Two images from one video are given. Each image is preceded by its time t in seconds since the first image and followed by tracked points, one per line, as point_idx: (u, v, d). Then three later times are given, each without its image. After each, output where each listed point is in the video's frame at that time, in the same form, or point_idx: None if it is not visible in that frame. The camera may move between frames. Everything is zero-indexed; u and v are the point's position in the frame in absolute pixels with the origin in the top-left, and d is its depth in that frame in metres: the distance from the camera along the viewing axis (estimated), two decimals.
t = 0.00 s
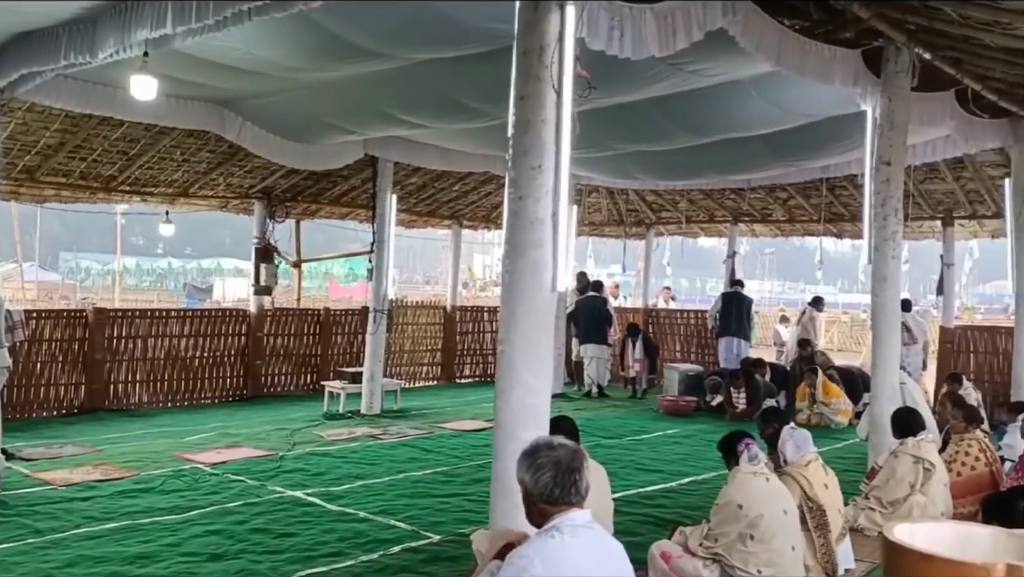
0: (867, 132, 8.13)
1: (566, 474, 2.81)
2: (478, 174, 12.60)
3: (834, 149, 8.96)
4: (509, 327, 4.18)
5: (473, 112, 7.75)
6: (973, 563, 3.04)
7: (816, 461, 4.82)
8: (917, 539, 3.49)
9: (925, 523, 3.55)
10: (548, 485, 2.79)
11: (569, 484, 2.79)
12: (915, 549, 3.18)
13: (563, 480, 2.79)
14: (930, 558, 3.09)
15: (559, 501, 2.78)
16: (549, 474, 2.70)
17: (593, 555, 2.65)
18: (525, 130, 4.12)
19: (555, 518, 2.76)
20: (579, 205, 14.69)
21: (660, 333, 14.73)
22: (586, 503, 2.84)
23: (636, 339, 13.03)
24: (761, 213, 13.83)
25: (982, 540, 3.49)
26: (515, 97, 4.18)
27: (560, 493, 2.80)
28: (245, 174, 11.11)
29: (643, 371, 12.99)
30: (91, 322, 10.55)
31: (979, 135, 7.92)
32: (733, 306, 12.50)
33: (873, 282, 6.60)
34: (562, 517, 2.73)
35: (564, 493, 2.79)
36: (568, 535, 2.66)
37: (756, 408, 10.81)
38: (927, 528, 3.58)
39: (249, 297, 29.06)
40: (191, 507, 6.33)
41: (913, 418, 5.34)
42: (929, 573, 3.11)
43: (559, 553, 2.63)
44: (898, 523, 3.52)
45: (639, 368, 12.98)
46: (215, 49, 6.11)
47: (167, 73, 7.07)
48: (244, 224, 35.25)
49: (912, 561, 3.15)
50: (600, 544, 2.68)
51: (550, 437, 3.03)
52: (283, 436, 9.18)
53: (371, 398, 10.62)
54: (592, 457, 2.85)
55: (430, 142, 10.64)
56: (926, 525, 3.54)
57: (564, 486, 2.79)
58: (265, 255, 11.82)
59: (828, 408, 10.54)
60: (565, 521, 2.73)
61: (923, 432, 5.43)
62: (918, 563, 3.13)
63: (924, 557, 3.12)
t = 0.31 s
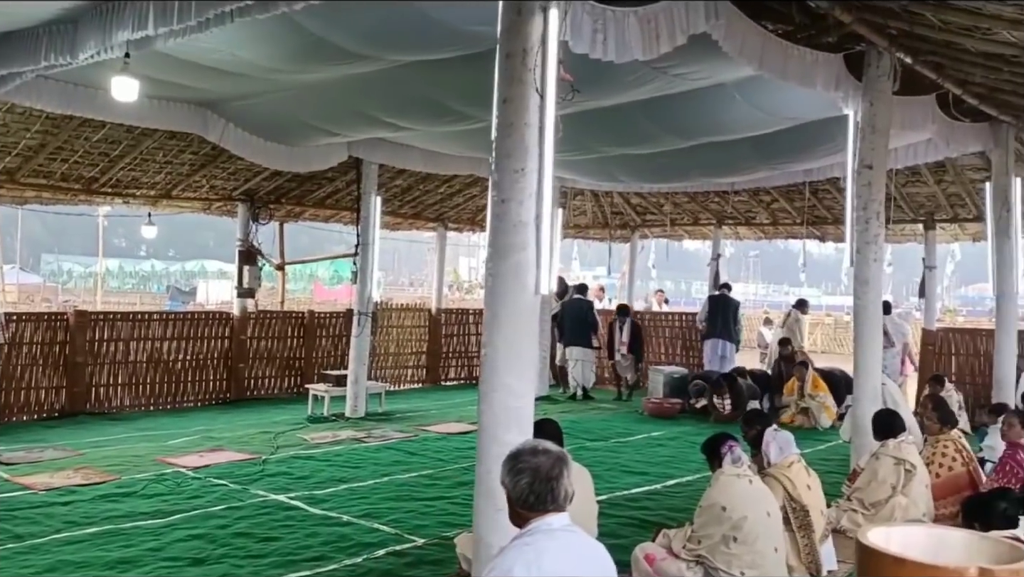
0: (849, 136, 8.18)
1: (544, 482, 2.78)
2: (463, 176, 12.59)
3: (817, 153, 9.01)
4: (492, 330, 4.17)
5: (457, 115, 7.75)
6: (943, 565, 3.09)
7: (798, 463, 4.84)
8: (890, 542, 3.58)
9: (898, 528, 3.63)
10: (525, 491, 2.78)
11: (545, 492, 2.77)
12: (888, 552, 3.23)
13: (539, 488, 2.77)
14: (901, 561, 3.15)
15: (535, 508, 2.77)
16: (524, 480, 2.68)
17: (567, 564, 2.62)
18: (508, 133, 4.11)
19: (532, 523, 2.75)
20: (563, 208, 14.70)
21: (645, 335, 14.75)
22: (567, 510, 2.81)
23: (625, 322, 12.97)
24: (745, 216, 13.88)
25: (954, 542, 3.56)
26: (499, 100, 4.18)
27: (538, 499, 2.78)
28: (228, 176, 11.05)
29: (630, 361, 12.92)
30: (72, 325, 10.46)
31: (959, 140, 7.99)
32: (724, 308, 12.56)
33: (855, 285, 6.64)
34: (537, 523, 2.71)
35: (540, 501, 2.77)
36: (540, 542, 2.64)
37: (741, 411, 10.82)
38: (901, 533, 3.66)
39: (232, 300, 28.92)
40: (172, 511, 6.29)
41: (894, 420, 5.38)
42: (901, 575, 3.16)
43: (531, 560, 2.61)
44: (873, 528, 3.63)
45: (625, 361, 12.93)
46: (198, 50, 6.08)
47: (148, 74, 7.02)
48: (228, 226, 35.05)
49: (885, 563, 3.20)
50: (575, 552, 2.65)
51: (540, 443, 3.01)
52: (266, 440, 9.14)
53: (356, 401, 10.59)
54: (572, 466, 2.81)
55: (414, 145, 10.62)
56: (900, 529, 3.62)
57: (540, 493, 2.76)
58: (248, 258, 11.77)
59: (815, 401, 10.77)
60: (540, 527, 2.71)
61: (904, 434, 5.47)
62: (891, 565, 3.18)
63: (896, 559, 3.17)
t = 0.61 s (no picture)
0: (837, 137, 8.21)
1: (530, 485, 2.78)
2: (453, 177, 12.57)
3: (805, 154, 9.04)
4: (481, 331, 4.17)
5: (448, 116, 7.75)
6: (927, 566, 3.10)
7: (788, 463, 4.88)
8: (875, 543, 3.58)
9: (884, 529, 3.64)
10: (510, 493, 2.77)
11: (530, 495, 2.76)
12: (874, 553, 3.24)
13: (524, 491, 2.77)
14: (886, 562, 3.16)
15: (520, 510, 2.76)
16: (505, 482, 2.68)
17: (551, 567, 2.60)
18: (497, 133, 4.11)
19: (518, 526, 2.74)
20: (554, 209, 14.69)
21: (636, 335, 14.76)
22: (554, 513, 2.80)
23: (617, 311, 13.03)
24: (735, 217, 13.91)
25: (939, 542, 3.57)
26: (488, 101, 4.18)
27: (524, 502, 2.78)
28: (217, 176, 11.02)
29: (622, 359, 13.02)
30: (60, 327, 10.41)
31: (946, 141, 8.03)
32: (714, 308, 12.57)
33: (844, 285, 6.66)
34: (521, 526, 2.71)
35: (525, 503, 2.77)
36: (524, 545, 2.63)
37: (732, 413, 10.83)
38: (886, 534, 3.67)
39: (222, 301, 28.82)
40: (162, 513, 6.26)
41: (883, 420, 5.41)
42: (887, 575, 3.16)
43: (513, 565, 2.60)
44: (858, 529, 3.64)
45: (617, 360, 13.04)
46: (186, 51, 6.06)
47: (135, 74, 6.99)
48: (217, 227, 34.93)
49: (870, 564, 3.21)
50: (559, 554, 2.63)
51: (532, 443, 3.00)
52: (256, 441, 9.11)
53: (346, 403, 10.56)
54: (558, 470, 2.79)
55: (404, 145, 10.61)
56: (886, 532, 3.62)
57: (525, 496, 2.76)
58: (237, 258, 11.74)
59: (810, 395, 10.78)
60: (525, 530, 2.70)
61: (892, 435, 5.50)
62: (876, 565, 3.19)
63: (881, 560, 3.18)
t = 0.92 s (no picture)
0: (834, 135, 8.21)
1: (527, 484, 2.76)
2: (450, 176, 12.57)
3: (802, 151, 9.04)
4: (477, 329, 4.16)
5: (444, 114, 7.74)
6: (919, 564, 2.92)
7: (786, 461, 4.89)
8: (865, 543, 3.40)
9: (876, 529, 3.46)
10: (507, 491, 2.76)
11: (528, 494, 2.74)
12: (863, 551, 3.06)
13: (521, 489, 2.75)
14: (876, 560, 2.98)
15: (517, 509, 2.75)
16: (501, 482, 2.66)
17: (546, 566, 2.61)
18: (493, 131, 4.11)
19: (516, 524, 2.73)
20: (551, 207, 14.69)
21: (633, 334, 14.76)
22: (552, 513, 2.78)
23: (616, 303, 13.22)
24: (732, 215, 13.91)
25: (932, 541, 3.41)
26: (483, 100, 4.17)
27: (522, 501, 2.77)
28: (213, 176, 11.00)
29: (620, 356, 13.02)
30: (56, 327, 10.39)
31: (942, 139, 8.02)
32: (712, 308, 12.56)
33: (841, 282, 6.66)
34: (518, 524, 2.70)
35: (522, 502, 2.75)
36: (520, 545, 2.63)
37: (729, 412, 10.83)
38: (877, 532, 3.49)
39: (219, 300, 28.82)
40: (158, 513, 6.25)
41: (882, 418, 5.44)
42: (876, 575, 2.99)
43: (508, 565, 2.60)
44: (848, 527, 3.46)
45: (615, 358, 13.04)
46: (181, 50, 6.05)
47: (130, 74, 6.98)
48: (214, 226, 34.89)
49: (860, 562, 3.03)
50: (555, 554, 2.64)
51: (536, 441, 2.98)
52: (253, 441, 9.10)
53: (343, 402, 10.55)
54: (558, 470, 2.77)
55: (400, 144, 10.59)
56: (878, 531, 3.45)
57: (523, 495, 2.74)
58: (234, 258, 11.72)
59: (812, 389, 10.77)
60: (522, 529, 2.70)
61: (889, 433, 5.51)
62: (866, 565, 3.01)
63: (871, 559, 3.00)
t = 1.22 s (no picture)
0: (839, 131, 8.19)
1: (542, 478, 2.80)
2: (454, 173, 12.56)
3: (807, 147, 9.02)
4: (481, 327, 4.17)
5: (448, 111, 7.73)
6: (925, 560, 2.91)
7: (792, 458, 4.87)
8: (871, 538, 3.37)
9: (881, 524, 3.43)
10: (523, 485, 2.82)
11: (542, 489, 2.79)
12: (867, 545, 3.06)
13: (537, 483, 2.80)
14: (881, 554, 2.97)
15: (532, 503, 2.80)
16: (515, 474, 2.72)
17: (553, 564, 2.62)
18: (497, 128, 4.11)
19: (531, 518, 2.77)
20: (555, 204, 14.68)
21: (639, 331, 14.76)
22: (568, 510, 2.81)
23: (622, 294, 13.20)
24: (737, 212, 13.91)
25: (938, 536, 3.40)
26: (487, 96, 4.17)
27: (538, 495, 2.81)
28: (218, 174, 11.02)
29: (624, 353, 13.01)
30: (63, 325, 10.42)
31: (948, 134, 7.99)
32: (713, 303, 12.55)
33: (846, 279, 6.65)
34: (532, 519, 2.73)
35: (537, 497, 2.80)
36: (530, 540, 2.65)
37: (734, 410, 10.82)
38: (883, 527, 3.48)
39: (225, 298, 28.88)
40: (165, 510, 6.28)
41: (886, 415, 5.43)
42: (881, 569, 2.98)
43: (517, 560, 2.60)
44: (853, 522, 3.43)
45: (619, 354, 13.02)
46: (184, 48, 6.06)
47: (135, 72, 6.99)
48: (220, 225, 34.95)
49: (866, 559, 3.02)
50: (564, 553, 2.65)
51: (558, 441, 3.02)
52: (259, 438, 9.12)
53: (349, 400, 10.57)
54: (574, 466, 2.80)
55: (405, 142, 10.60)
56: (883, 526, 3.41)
57: (538, 489, 2.79)
58: (240, 256, 11.74)
59: (822, 384, 10.74)
60: (536, 524, 2.73)
61: (895, 430, 5.49)
62: (870, 559, 3.00)
63: (876, 554, 2.99)
